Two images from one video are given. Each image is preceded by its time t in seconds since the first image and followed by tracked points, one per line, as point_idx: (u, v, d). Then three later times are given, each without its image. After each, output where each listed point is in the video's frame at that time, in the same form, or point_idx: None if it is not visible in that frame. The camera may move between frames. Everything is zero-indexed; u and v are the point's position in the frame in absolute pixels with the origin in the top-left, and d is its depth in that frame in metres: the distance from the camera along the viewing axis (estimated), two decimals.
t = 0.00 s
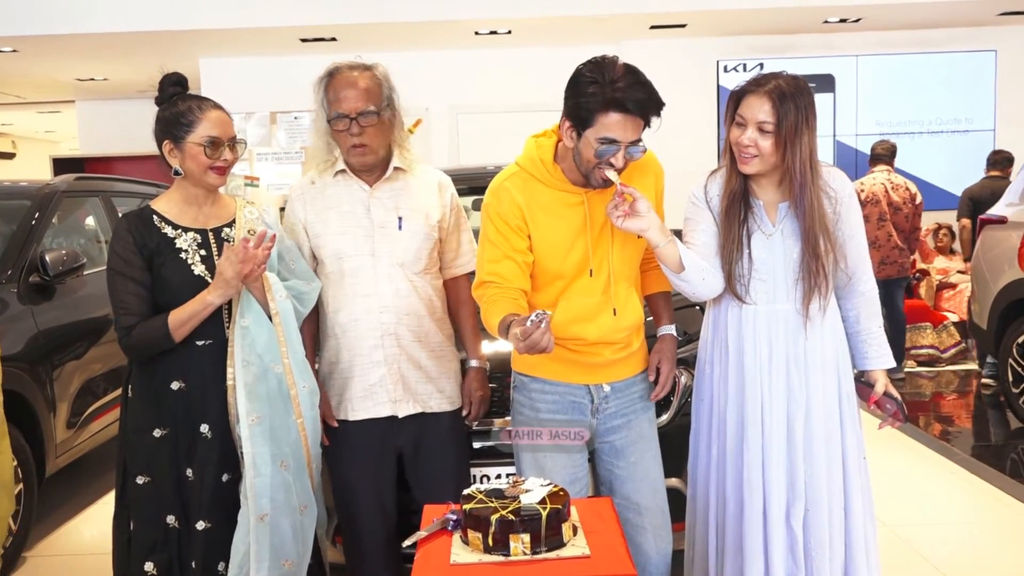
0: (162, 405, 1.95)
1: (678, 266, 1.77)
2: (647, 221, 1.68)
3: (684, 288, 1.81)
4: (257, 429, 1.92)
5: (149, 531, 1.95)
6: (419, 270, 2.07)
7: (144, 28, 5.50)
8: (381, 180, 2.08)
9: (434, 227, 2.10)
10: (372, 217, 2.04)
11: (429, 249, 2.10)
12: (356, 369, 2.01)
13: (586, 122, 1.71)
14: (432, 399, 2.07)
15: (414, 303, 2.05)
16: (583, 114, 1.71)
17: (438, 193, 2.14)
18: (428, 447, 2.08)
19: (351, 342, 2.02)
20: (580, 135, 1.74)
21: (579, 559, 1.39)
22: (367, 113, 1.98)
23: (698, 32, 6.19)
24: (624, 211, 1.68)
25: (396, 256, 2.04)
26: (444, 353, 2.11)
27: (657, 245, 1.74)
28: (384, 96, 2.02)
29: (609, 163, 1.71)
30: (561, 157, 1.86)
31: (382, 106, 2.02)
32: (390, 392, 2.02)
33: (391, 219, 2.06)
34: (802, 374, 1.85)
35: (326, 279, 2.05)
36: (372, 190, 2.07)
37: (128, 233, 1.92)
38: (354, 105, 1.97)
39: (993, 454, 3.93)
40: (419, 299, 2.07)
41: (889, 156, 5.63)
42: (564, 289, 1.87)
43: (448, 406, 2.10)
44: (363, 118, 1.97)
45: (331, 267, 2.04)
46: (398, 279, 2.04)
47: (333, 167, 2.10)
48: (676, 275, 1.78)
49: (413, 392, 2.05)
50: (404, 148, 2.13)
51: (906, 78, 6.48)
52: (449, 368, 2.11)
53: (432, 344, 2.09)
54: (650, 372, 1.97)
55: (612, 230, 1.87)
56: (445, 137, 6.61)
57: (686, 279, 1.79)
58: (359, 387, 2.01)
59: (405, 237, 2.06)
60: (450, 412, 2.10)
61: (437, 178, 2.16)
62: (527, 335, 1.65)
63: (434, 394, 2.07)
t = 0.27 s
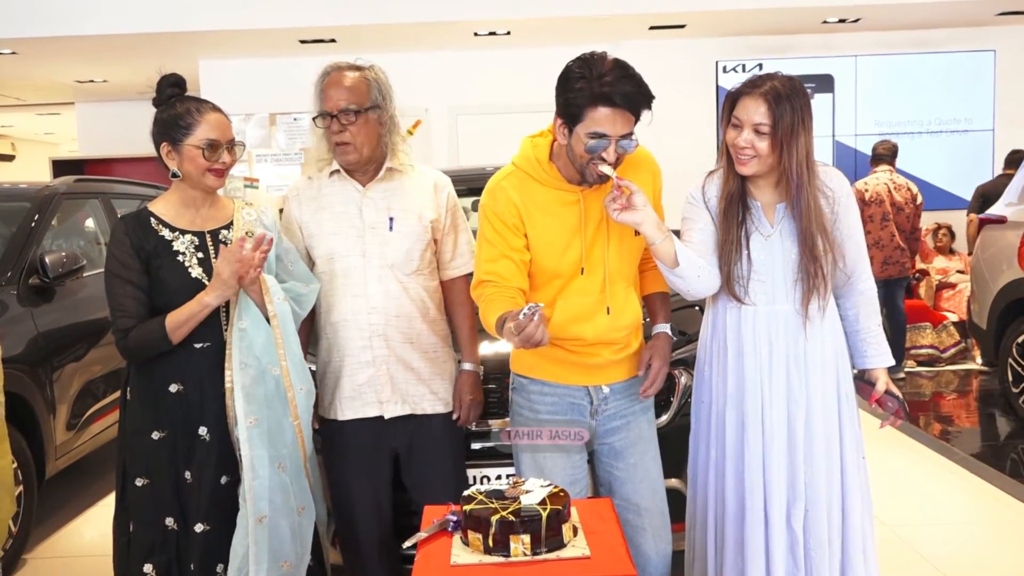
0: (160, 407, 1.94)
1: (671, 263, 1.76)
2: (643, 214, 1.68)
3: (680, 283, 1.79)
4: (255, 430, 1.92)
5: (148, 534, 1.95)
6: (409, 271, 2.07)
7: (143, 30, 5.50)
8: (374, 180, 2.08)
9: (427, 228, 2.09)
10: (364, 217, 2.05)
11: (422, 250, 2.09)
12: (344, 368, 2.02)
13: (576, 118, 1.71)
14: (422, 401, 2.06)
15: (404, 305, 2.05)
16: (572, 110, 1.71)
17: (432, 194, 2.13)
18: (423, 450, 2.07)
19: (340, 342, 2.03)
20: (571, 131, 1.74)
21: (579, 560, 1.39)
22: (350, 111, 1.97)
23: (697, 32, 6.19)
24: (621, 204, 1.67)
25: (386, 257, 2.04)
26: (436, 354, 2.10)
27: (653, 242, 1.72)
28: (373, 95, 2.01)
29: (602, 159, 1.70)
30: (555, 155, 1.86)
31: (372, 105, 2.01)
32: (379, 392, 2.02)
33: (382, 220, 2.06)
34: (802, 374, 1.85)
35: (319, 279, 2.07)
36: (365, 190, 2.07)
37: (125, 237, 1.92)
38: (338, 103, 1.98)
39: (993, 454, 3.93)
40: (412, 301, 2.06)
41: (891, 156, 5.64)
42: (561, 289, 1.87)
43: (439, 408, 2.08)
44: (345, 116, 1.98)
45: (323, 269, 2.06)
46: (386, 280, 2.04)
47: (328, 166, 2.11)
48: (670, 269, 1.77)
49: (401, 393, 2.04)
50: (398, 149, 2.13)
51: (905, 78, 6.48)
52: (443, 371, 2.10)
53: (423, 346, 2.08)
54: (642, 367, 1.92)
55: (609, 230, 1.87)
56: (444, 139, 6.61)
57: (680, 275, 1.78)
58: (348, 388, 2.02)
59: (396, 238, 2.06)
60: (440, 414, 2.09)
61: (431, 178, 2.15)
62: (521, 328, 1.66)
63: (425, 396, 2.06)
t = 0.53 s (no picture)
0: (160, 409, 1.94)
1: (658, 253, 1.70)
2: (629, 203, 1.64)
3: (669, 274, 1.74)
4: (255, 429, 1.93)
5: (149, 535, 1.95)
6: (417, 269, 2.05)
7: (143, 31, 5.51)
8: (387, 177, 2.08)
9: (436, 227, 2.08)
10: (374, 214, 2.04)
11: (430, 248, 2.08)
12: (348, 365, 2.02)
13: (557, 109, 1.75)
14: (425, 399, 2.05)
15: (410, 302, 2.03)
16: (554, 100, 1.74)
17: (444, 193, 2.11)
18: (425, 454, 2.07)
19: (345, 339, 2.03)
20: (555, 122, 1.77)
21: (581, 560, 1.39)
22: (372, 102, 1.96)
23: (697, 32, 6.19)
24: (609, 193, 1.63)
25: (393, 253, 2.03)
26: (441, 353, 2.08)
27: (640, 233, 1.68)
28: (391, 90, 2.01)
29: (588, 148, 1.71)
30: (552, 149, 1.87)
31: (390, 100, 2.01)
32: (381, 390, 2.02)
33: (392, 217, 2.05)
34: (802, 373, 1.85)
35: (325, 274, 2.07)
36: (376, 187, 2.07)
37: (123, 238, 1.92)
38: (359, 95, 1.96)
39: (994, 453, 3.93)
40: (423, 298, 2.06)
41: (893, 155, 5.63)
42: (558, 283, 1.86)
43: (442, 409, 2.07)
44: (367, 106, 1.96)
45: (331, 263, 2.06)
46: (393, 277, 2.03)
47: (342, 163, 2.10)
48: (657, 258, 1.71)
49: (405, 391, 2.03)
50: (412, 147, 2.11)
51: (906, 77, 6.48)
52: (449, 371, 2.09)
53: (428, 343, 2.07)
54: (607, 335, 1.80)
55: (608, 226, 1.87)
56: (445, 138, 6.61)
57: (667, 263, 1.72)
58: (351, 385, 2.02)
59: (405, 236, 2.05)
60: (443, 414, 2.07)
61: (443, 178, 2.13)
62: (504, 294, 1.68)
63: (428, 394, 2.05)
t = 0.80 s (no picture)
0: (160, 411, 1.94)
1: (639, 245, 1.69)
2: (611, 194, 1.66)
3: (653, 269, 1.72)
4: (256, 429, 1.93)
5: (150, 537, 1.95)
6: (438, 270, 2.05)
7: (144, 32, 5.51)
8: (406, 177, 2.07)
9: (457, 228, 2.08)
10: (395, 214, 2.04)
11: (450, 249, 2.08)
12: (368, 365, 2.01)
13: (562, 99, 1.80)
14: (443, 400, 2.05)
15: (431, 302, 2.04)
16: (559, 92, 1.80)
17: (460, 194, 2.10)
18: (440, 449, 2.07)
19: (363, 340, 2.02)
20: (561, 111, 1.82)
21: (581, 561, 1.38)
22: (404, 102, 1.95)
23: (697, 32, 6.19)
24: (594, 185, 1.66)
25: (412, 254, 2.03)
26: (459, 354, 2.09)
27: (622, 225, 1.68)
28: (416, 88, 2.01)
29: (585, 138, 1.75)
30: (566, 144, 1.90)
31: (414, 97, 2.00)
32: (403, 390, 2.01)
33: (413, 217, 2.05)
34: (803, 372, 1.85)
35: (342, 273, 2.05)
36: (396, 186, 2.06)
37: (121, 240, 1.91)
38: (389, 94, 1.94)
39: (995, 453, 3.92)
40: (439, 300, 2.05)
41: (897, 156, 5.64)
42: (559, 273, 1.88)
43: (459, 408, 2.07)
44: (395, 103, 1.95)
45: (349, 262, 2.04)
46: (415, 278, 2.03)
47: (360, 162, 2.08)
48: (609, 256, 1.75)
49: (425, 392, 2.03)
50: (432, 148, 2.12)
51: (907, 77, 6.48)
52: (465, 372, 2.09)
53: (448, 343, 2.07)
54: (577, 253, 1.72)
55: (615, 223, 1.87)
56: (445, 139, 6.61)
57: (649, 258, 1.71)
58: (370, 384, 2.01)
59: (427, 236, 2.05)
60: (458, 414, 2.08)
61: (461, 179, 2.12)
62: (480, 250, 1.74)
63: (447, 395, 2.06)
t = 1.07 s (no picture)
0: (162, 415, 1.94)
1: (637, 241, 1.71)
2: (612, 189, 1.69)
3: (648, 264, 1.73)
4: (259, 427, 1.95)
5: (152, 543, 1.94)
6: (451, 270, 2.06)
7: (144, 33, 5.51)
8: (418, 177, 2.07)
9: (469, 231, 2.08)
10: (407, 214, 2.04)
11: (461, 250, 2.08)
12: (382, 366, 2.01)
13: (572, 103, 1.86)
14: (456, 400, 2.05)
15: (445, 302, 2.04)
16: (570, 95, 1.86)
17: (469, 196, 2.10)
18: (447, 450, 2.07)
19: (375, 340, 2.02)
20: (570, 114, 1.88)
21: (582, 562, 1.39)
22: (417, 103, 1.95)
23: (697, 33, 6.19)
24: (597, 179, 1.70)
25: (423, 255, 2.03)
26: (470, 354, 2.09)
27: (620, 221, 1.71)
28: (426, 89, 2.02)
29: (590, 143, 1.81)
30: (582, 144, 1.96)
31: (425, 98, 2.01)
32: (417, 391, 2.01)
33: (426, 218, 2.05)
34: (805, 373, 1.85)
35: (353, 273, 2.05)
36: (408, 186, 2.06)
37: (122, 245, 1.90)
38: (401, 96, 1.94)
39: (996, 454, 3.92)
40: (452, 300, 2.06)
41: (902, 158, 5.68)
42: (564, 264, 1.93)
43: (470, 409, 2.08)
44: (409, 104, 1.95)
45: (361, 261, 2.04)
46: (430, 278, 2.03)
47: (370, 162, 2.08)
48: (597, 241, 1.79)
49: (439, 392, 2.03)
50: (441, 149, 2.12)
51: (908, 78, 6.47)
52: (475, 372, 2.09)
53: (460, 344, 2.07)
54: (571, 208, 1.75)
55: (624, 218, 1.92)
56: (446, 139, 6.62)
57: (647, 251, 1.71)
58: (385, 384, 2.01)
59: (439, 236, 2.05)
60: (469, 414, 2.08)
61: (470, 182, 2.12)
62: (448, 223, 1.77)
63: (458, 395, 2.06)
